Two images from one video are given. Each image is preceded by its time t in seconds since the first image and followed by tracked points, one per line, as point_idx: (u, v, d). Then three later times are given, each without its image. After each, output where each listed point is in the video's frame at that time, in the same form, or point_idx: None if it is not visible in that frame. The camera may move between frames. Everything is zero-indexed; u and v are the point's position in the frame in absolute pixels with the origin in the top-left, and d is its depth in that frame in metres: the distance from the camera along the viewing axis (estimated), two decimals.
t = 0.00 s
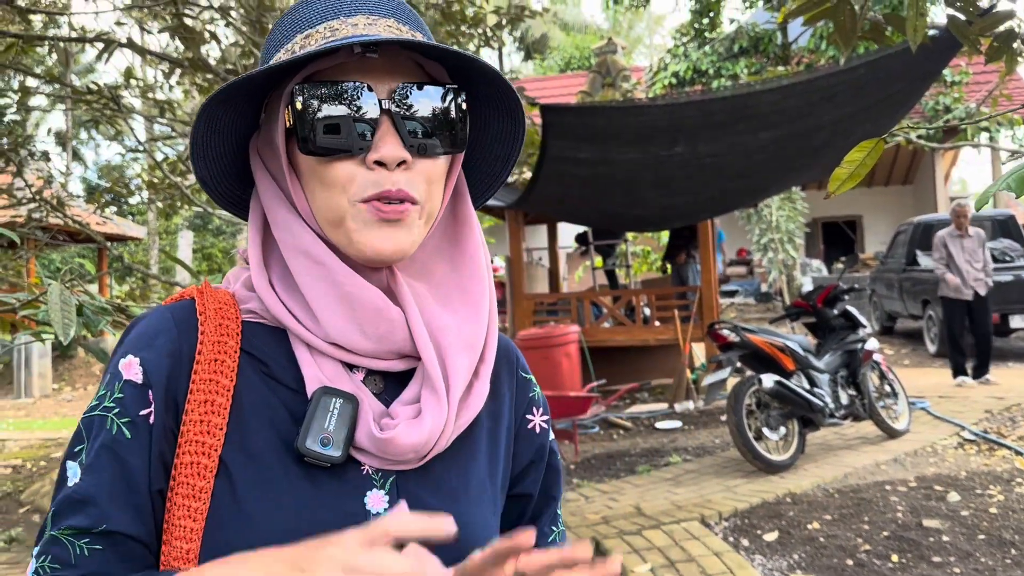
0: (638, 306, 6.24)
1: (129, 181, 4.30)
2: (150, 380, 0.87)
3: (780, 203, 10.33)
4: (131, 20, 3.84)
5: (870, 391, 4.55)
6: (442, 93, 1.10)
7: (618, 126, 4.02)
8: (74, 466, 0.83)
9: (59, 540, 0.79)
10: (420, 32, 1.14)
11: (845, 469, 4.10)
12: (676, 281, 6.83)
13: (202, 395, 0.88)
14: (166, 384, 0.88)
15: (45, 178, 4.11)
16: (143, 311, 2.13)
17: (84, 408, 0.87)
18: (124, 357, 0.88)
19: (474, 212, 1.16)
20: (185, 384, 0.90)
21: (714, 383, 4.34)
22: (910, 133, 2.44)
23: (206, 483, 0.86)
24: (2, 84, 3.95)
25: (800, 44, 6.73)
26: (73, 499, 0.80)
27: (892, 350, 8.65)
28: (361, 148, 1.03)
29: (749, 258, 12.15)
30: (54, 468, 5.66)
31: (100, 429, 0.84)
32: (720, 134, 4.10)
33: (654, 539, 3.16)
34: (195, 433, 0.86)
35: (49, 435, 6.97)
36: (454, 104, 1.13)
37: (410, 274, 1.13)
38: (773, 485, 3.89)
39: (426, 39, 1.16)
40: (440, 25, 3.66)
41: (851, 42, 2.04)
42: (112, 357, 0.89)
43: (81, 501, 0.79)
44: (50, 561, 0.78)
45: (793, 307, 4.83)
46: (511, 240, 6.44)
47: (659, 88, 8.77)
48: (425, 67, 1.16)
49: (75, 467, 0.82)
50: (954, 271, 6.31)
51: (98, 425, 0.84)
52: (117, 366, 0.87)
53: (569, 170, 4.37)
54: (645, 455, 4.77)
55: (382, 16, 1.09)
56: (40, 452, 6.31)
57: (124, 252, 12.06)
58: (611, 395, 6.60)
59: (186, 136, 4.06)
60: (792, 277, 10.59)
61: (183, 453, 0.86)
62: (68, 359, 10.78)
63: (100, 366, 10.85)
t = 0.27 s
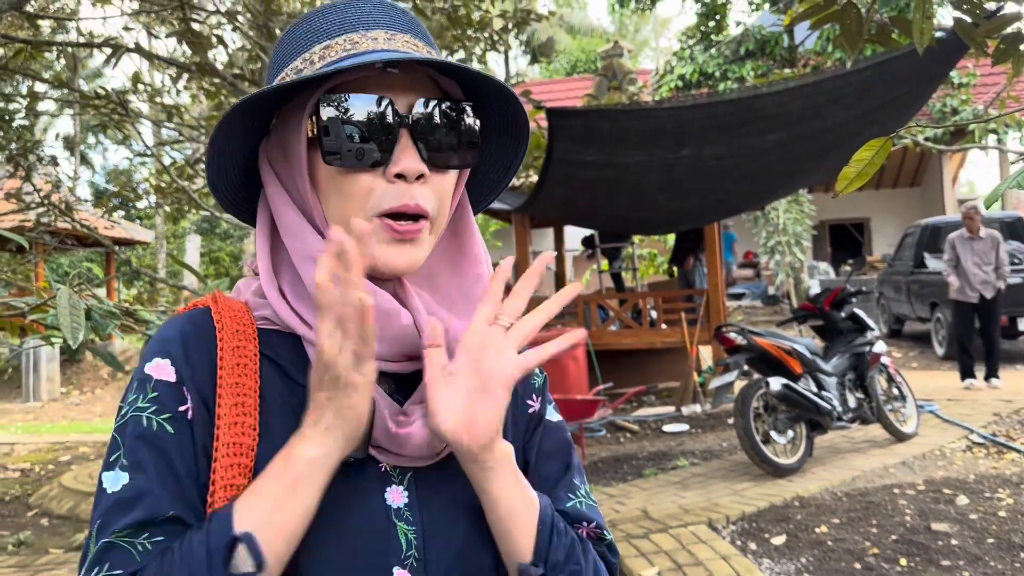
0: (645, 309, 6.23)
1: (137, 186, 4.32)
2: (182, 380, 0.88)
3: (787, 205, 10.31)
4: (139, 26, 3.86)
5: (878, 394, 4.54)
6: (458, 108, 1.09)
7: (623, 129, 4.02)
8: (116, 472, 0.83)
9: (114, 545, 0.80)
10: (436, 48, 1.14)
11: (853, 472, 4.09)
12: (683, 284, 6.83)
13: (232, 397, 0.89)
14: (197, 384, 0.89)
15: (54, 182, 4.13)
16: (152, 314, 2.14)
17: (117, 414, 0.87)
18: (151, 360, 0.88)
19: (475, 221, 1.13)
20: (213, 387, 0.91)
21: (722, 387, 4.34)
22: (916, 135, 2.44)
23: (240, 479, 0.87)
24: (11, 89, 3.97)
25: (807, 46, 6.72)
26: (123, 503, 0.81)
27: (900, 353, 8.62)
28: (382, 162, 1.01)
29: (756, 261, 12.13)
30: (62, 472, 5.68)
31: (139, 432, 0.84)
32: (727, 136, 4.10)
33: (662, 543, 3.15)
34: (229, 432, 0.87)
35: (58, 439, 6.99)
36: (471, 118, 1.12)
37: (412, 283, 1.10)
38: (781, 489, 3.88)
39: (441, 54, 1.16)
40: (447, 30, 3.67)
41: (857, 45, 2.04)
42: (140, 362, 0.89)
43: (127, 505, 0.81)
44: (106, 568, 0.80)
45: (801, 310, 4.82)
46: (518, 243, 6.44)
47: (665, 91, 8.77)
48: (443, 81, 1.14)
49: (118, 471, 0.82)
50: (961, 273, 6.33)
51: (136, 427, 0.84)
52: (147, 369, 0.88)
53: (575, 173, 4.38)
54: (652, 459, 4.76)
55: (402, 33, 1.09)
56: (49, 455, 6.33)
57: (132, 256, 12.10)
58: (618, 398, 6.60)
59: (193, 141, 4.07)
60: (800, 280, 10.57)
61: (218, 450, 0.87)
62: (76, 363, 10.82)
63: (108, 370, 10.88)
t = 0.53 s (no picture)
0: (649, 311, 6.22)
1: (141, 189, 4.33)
2: (228, 388, 0.85)
3: (791, 208, 10.31)
4: (143, 28, 3.87)
5: (882, 396, 4.53)
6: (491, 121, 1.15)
7: (627, 132, 4.03)
8: (165, 488, 0.79)
9: (167, 567, 0.76)
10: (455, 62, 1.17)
11: (858, 475, 4.08)
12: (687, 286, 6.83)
13: (278, 400, 0.87)
14: (245, 390, 0.87)
15: (59, 186, 4.15)
16: (156, 317, 2.15)
17: (156, 429, 0.83)
18: (192, 370, 0.85)
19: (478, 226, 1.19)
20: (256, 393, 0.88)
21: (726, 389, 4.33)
22: (920, 136, 2.44)
23: (285, 486, 0.85)
24: (16, 93, 3.99)
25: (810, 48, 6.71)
26: (180, 519, 0.77)
27: (904, 354, 8.61)
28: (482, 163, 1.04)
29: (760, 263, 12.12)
30: (66, 474, 5.69)
31: (192, 445, 0.81)
32: (730, 138, 4.10)
33: (666, 545, 3.15)
34: (276, 436, 0.85)
35: (63, 442, 7.01)
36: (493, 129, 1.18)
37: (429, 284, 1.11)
38: (785, 491, 3.88)
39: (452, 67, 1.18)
40: (450, 33, 3.68)
41: (860, 47, 2.04)
42: (179, 373, 0.85)
43: (184, 521, 0.77)
44: None
45: (804, 312, 4.81)
46: (521, 246, 6.45)
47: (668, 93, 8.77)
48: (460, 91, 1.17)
49: (166, 488, 0.79)
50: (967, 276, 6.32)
51: (189, 441, 0.81)
52: (190, 380, 0.85)
53: (578, 176, 4.38)
54: (656, 461, 4.76)
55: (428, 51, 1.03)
56: (53, 458, 6.35)
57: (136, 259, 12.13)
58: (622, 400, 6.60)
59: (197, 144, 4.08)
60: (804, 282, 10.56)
61: (268, 456, 0.84)
62: (80, 366, 10.84)
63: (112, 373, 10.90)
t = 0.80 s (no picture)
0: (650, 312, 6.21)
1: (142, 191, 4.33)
2: (336, 375, 0.83)
3: (792, 209, 10.30)
4: (144, 31, 3.88)
5: (884, 397, 4.53)
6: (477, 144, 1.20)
7: (627, 133, 4.03)
8: (287, 475, 0.75)
9: (301, 556, 0.72)
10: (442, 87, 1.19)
11: (860, 476, 4.08)
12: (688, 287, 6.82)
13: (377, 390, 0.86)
14: (350, 379, 0.85)
15: (59, 188, 4.14)
16: (157, 319, 2.15)
17: (260, 412, 0.78)
18: (300, 354, 0.82)
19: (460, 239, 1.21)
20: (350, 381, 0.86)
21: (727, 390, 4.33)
22: (921, 136, 2.43)
23: (382, 475, 0.84)
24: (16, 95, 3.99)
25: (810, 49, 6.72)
26: (312, 505, 0.74)
27: (905, 355, 8.60)
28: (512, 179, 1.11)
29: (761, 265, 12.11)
30: (68, 476, 5.70)
31: (315, 431, 0.78)
32: (731, 139, 4.10)
33: (668, 546, 3.15)
34: (376, 425, 0.84)
35: (64, 444, 7.00)
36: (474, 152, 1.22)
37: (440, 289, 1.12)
38: (786, 492, 3.88)
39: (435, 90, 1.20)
40: (451, 34, 3.68)
41: (861, 46, 2.04)
42: (282, 356, 0.81)
43: (315, 507, 0.74)
44: None
45: (806, 313, 4.80)
46: (522, 248, 6.45)
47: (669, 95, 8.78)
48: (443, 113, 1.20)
49: (286, 475, 0.75)
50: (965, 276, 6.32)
51: (309, 426, 0.78)
52: (299, 364, 0.81)
53: (579, 177, 4.38)
54: (657, 462, 4.76)
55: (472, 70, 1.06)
56: (54, 460, 6.35)
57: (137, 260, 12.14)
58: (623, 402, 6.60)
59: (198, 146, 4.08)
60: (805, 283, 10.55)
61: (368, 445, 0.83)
62: (81, 368, 10.85)
63: (114, 375, 10.90)
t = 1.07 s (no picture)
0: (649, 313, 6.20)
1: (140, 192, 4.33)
2: (446, 364, 0.83)
3: (790, 209, 10.32)
4: (142, 32, 3.88)
5: (882, 397, 4.53)
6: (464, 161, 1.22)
7: (626, 134, 4.04)
8: (412, 462, 0.76)
9: (436, 538, 0.74)
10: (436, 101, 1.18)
11: (858, 476, 4.08)
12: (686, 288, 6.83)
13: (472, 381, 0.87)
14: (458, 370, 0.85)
15: (57, 188, 4.14)
16: (154, 321, 2.15)
17: (380, 400, 0.78)
18: (414, 343, 0.82)
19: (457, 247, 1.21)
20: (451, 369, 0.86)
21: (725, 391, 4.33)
22: (919, 137, 2.44)
23: (479, 467, 0.84)
24: (14, 97, 3.99)
25: (808, 50, 6.73)
26: (438, 491, 0.75)
27: (903, 356, 8.61)
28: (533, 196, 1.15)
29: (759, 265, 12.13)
30: (66, 477, 5.70)
31: (435, 419, 0.78)
32: (729, 139, 4.11)
33: (666, 546, 3.16)
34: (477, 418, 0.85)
35: (62, 446, 7.00)
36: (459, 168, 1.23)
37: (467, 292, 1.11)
38: (785, 492, 3.88)
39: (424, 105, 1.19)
40: (449, 35, 3.68)
41: (857, 46, 2.04)
42: (395, 345, 0.81)
43: (442, 493, 0.75)
44: (434, 565, 0.73)
45: (805, 313, 4.80)
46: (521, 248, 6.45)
47: (668, 95, 8.79)
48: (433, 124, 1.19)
49: (413, 461, 0.76)
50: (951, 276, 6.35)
51: (430, 413, 0.78)
52: (413, 353, 0.81)
53: (578, 178, 4.39)
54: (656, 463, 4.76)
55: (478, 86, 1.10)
56: (52, 461, 6.35)
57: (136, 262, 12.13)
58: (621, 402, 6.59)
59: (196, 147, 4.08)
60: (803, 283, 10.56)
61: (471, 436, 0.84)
62: (79, 369, 10.85)
63: (112, 376, 10.90)
